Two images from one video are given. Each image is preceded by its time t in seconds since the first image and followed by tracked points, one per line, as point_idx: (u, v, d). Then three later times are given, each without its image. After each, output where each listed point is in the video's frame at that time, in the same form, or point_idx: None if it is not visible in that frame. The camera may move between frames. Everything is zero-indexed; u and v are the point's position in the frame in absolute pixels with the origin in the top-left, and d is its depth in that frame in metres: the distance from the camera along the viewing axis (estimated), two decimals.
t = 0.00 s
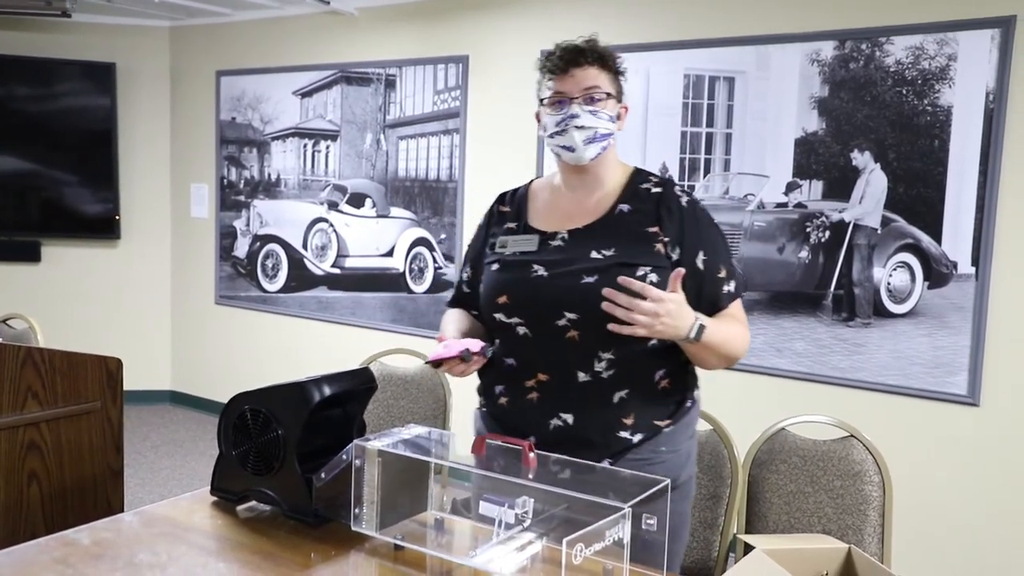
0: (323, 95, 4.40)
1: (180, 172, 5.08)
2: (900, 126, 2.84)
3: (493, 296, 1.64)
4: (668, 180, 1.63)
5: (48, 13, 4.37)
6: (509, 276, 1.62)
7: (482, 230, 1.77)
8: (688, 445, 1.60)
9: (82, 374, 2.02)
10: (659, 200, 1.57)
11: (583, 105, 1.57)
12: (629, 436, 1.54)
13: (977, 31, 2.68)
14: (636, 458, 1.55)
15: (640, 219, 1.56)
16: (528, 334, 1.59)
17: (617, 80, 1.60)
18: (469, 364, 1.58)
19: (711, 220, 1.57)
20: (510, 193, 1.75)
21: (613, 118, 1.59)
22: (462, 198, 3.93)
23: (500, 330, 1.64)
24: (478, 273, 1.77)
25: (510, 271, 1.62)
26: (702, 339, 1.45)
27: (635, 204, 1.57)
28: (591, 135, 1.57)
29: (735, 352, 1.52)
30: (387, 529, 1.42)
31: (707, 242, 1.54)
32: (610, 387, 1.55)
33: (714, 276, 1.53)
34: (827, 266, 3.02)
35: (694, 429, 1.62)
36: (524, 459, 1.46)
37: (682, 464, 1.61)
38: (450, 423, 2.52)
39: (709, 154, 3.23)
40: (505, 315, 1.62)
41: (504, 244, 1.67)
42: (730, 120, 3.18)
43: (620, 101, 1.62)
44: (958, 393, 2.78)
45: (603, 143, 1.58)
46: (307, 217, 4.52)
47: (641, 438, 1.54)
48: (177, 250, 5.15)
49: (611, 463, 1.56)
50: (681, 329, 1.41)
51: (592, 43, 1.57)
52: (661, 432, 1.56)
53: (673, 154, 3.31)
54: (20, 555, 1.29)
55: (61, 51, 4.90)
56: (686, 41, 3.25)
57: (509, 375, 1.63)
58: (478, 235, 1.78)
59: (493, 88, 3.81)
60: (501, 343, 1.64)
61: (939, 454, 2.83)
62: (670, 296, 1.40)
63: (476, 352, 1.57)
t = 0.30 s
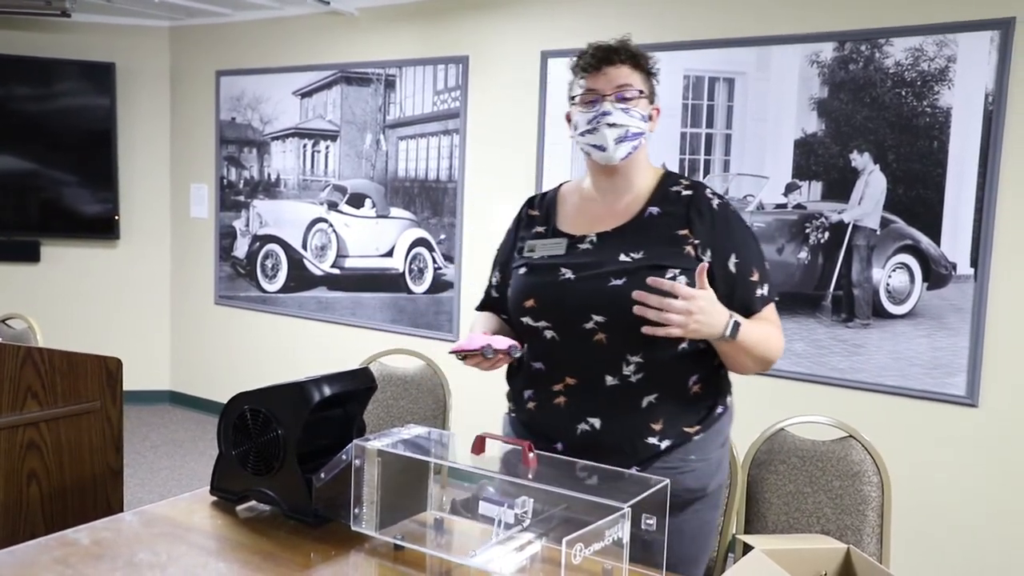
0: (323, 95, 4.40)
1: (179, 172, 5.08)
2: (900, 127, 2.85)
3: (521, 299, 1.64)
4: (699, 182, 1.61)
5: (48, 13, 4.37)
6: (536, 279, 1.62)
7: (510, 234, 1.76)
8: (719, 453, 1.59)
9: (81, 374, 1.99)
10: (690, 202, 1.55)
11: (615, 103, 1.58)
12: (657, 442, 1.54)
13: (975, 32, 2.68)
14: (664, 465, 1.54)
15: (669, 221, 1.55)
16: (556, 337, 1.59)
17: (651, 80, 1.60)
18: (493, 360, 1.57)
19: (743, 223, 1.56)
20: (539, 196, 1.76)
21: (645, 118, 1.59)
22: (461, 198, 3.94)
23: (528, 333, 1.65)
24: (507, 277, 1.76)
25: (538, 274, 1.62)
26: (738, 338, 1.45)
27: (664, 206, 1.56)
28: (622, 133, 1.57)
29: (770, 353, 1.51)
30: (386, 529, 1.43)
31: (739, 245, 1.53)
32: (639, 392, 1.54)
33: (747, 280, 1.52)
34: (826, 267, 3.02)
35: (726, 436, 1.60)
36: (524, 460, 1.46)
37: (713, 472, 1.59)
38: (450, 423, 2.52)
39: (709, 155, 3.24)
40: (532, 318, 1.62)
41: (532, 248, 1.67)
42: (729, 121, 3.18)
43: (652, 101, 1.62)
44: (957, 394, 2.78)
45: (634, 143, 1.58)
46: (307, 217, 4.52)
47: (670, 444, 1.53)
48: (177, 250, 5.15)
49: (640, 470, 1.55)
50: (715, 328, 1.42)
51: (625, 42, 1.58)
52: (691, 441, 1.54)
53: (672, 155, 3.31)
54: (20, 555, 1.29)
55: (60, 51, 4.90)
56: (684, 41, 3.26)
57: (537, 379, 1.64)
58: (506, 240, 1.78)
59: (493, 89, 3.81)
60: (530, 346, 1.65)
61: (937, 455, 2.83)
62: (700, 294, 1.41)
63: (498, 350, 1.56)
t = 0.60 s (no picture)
0: (321, 95, 4.40)
1: (176, 173, 5.08)
2: (896, 127, 2.86)
3: (537, 301, 1.64)
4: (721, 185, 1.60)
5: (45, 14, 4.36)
6: (552, 280, 1.62)
7: (529, 236, 1.77)
8: (739, 460, 1.58)
9: (80, 376, 1.99)
10: (710, 205, 1.55)
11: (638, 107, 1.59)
12: (674, 446, 1.53)
13: (972, 31, 2.69)
14: (681, 470, 1.53)
15: (688, 224, 1.55)
16: (573, 340, 1.60)
17: (674, 84, 1.60)
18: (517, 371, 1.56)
19: (764, 225, 1.55)
20: (559, 199, 1.76)
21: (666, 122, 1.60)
22: (459, 199, 3.94)
23: (546, 334, 1.65)
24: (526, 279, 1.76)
25: (555, 276, 1.62)
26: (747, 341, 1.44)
27: (684, 209, 1.56)
28: (643, 139, 1.59)
29: (788, 356, 1.51)
30: (386, 529, 1.43)
31: (758, 246, 1.52)
32: (656, 395, 1.54)
33: (766, 282, 1.51)
34: (823, 266, 3.03)
35: (746, 443, 1.60)
36: (522, 459, 1.47)
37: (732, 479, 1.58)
38: (448, 423, 2.52)
39: (706, 154, 3.24)
40: (548, 320, 1.62)
41: (550, 250, 1.67)
42: (727, 120, 3.18)
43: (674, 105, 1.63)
44: (954, 392, 2.79)
45: (654, 147, 1.59)
46: (305, 217, 4.52)
47: (687, 448, 1.53)
48: (174, 251, 5.15)
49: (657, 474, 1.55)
50: (716, 337, 1.41)
51: (650, 45, 1.58)
52: (709, 446, 1.54)
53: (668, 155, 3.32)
54: (20, 557, 1.29)
55: (57, 52, 4.89)
56: (680, 40, 3.27)
57: (555, 381, 1.64)
58: (525, 244, 1.78)
59: (490, 89, 3.81)
60: (548, 349, 1.65)
61: (935, 453, 2.84)
62: (688, 310, 1.41)
63: (525, 361, 1.54)
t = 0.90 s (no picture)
0: (319, 94, 4.40)
1: (174, 172, 5.08)
2: (894, 127, 2.86)
3: (544, 293, 1.65)
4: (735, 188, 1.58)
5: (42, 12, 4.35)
6: (559, 273, 1.63)
7: (544, 229, 1.76)
8: (740, 462, 1.57)
9: (79, 374, 1.99)
10: (720, 207, 1.53)
11: (631, 128, 1.59)
12: (674, 445, 1.53)
13: (969, 32, 2.70)
14: (680, 470, 1.53)
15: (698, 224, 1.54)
16: (576, 334, 1.61)
17: (668, 93, 1.57)
18: (489, 325, 1.68)
19: (771, 229, 1.51)
20: (575, 194, 1.75)
21: (662, 136, 1.58)
22: (457, 198, 3.94)
23: (549, 327, 1.66)
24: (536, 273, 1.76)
25: (562, 270, 1.63)
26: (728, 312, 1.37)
27: (694, 210, 1.55)
28: (637, 157, 1.60)
29: (781, 352, 1.43)
30: (385, 527, 1.43)
31: (762, 248, 1.49)
32: (657, 392, 1.54)
33: (765, 282, 1.47)
34: (821, 266, 3.04)
35: (748, 445, 1.59)
36: (521, 458, 1.47)
37: (732, 480, 1.58)
38: (447, 422, 2.52)
39: (704, 154, 3.25)
40: (553, 312, 1.63)
41: (560, 243, 1.68)
42: (725, 120, 3.19)
43: (677, 112, 1.60)
44: (951, 391, 2.80)
45: (651, 164, 1.60)
46: (303, 216, 4.52)
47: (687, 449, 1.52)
48: (172, 250, 5.15)
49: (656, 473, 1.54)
50: (695, 292, 1.36)
51: (637, 60, 1.54)
52: (710, 448, 1.53)
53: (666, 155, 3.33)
54: (20, 555, 1.29)
55: (55, 51, 4.89)
56: (678, 41, 3.28)
57: (558, 374, 1.65)
58: (539, 233, 1.78)
59: (488, 88, 3.82)
60: (552, 341, 1.66)
61: (932, 453, 2.85)
62: (688, 254, 1.37)
63: (496, 315, 1.67)
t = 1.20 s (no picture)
0: (318, 93, 4.40)
1: (173, 171, 5.07)
2: (894, 126, 2.86)
3: (535, 288, 1.66)
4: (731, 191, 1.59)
5: (41, 11, 4.34)
6: (550, 269, 1.64)
7: (541, 223, 1.78)
8: (724, 461, 1.58)
9: (80, 373, 1.98)
10: (716, 209, 1.53)
11: (631, 112, 1.59)
12: (654, 444, 1.54)
13: (969, 31, 2.70)
14: (661, 467, 1.55)
15: (693, 226, 1.54)
16: (563, 330, 1.61)
17: (669, 83, 1.59)
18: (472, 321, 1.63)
19: (767, 234, 1.52)
20: (574, 190, 1.78)
21: (662, 122, 1.58)
22: (457, 197, 3.94)
23: (540, 323, 1.66)
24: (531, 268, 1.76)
25: (553, 265, 1.64)
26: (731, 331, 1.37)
27: (691, 212, 1.55)
28: (636, 142, 1.58)
29: (778, 364, 1.44)
30: (386, 526, 1.43)
31: (758, 253, 1.49)
32: (640, 391, 1.54)
33: (764, 290, 1.47)
34: (821, 265, 3.04)
35: (734, 443, 1.59)
36: (522, 456, 1.47)
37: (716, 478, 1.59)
38: (447, 421, 2.52)
39: (704, 153, 3.25)
40: (542, 307, 1.64)
41: (554, 238, 1.69)
42: (725, 120, 3.19)
43: (676, 103, 1.61)
44: (951, 391, 2.80)
45: (651, 149, 1.58)
46: (302, 215, 4.51)
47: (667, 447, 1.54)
48: (171, 249, 5.15)
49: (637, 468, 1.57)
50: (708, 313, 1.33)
51: (641, 46, 1.57)
52: (692, 446, 1.55)
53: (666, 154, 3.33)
54: (21, 553, 1.29)
55: (54, 50, 4.88)
56: (678, 40, 3.27)
57: (546, 368, 1.66)
58: (536, 229, 1.79)
59: (487, 87, 3.82)
60: (541, 336, 1.67)
61: (931, 452, 2.85)
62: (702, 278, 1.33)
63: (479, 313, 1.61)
